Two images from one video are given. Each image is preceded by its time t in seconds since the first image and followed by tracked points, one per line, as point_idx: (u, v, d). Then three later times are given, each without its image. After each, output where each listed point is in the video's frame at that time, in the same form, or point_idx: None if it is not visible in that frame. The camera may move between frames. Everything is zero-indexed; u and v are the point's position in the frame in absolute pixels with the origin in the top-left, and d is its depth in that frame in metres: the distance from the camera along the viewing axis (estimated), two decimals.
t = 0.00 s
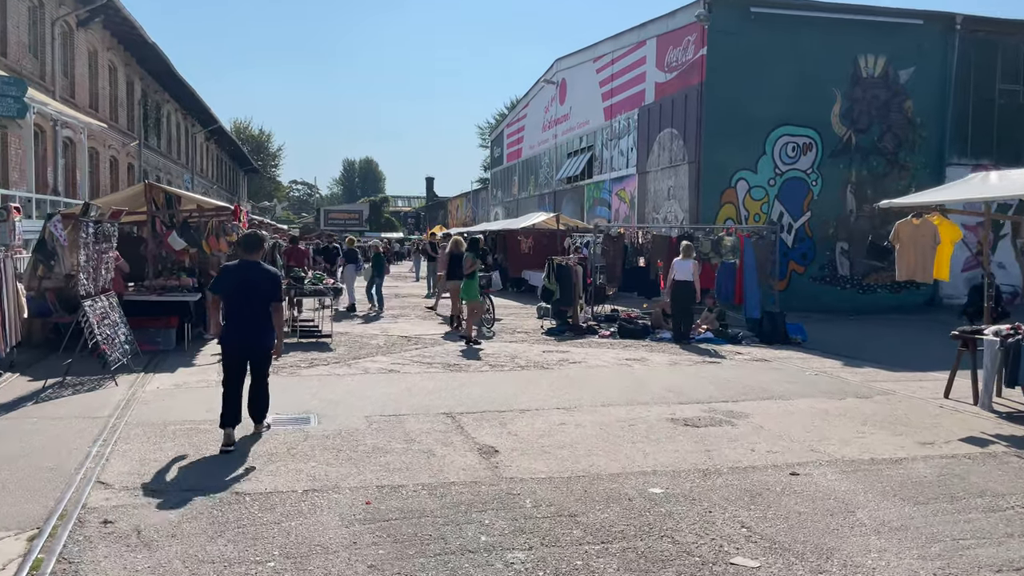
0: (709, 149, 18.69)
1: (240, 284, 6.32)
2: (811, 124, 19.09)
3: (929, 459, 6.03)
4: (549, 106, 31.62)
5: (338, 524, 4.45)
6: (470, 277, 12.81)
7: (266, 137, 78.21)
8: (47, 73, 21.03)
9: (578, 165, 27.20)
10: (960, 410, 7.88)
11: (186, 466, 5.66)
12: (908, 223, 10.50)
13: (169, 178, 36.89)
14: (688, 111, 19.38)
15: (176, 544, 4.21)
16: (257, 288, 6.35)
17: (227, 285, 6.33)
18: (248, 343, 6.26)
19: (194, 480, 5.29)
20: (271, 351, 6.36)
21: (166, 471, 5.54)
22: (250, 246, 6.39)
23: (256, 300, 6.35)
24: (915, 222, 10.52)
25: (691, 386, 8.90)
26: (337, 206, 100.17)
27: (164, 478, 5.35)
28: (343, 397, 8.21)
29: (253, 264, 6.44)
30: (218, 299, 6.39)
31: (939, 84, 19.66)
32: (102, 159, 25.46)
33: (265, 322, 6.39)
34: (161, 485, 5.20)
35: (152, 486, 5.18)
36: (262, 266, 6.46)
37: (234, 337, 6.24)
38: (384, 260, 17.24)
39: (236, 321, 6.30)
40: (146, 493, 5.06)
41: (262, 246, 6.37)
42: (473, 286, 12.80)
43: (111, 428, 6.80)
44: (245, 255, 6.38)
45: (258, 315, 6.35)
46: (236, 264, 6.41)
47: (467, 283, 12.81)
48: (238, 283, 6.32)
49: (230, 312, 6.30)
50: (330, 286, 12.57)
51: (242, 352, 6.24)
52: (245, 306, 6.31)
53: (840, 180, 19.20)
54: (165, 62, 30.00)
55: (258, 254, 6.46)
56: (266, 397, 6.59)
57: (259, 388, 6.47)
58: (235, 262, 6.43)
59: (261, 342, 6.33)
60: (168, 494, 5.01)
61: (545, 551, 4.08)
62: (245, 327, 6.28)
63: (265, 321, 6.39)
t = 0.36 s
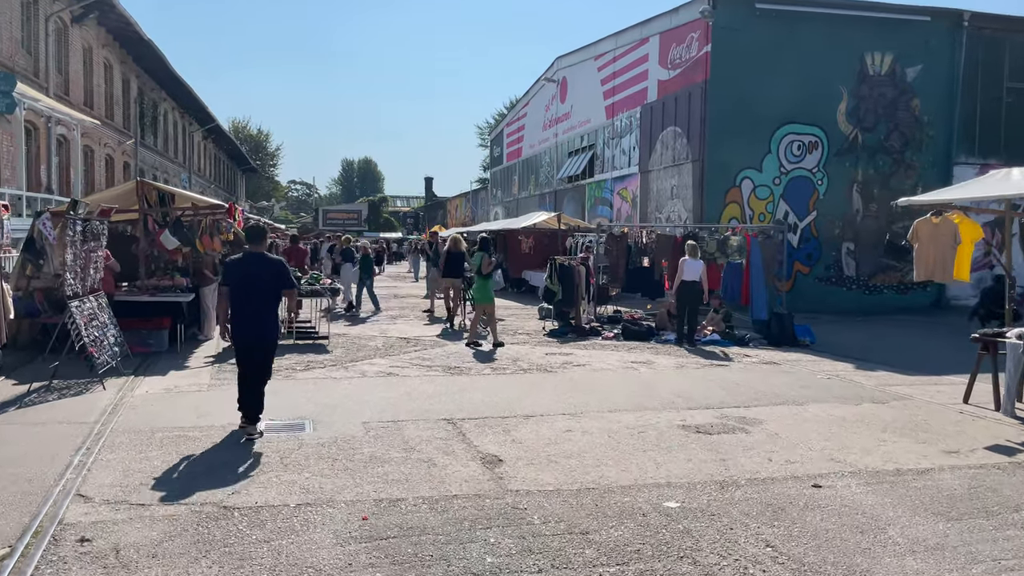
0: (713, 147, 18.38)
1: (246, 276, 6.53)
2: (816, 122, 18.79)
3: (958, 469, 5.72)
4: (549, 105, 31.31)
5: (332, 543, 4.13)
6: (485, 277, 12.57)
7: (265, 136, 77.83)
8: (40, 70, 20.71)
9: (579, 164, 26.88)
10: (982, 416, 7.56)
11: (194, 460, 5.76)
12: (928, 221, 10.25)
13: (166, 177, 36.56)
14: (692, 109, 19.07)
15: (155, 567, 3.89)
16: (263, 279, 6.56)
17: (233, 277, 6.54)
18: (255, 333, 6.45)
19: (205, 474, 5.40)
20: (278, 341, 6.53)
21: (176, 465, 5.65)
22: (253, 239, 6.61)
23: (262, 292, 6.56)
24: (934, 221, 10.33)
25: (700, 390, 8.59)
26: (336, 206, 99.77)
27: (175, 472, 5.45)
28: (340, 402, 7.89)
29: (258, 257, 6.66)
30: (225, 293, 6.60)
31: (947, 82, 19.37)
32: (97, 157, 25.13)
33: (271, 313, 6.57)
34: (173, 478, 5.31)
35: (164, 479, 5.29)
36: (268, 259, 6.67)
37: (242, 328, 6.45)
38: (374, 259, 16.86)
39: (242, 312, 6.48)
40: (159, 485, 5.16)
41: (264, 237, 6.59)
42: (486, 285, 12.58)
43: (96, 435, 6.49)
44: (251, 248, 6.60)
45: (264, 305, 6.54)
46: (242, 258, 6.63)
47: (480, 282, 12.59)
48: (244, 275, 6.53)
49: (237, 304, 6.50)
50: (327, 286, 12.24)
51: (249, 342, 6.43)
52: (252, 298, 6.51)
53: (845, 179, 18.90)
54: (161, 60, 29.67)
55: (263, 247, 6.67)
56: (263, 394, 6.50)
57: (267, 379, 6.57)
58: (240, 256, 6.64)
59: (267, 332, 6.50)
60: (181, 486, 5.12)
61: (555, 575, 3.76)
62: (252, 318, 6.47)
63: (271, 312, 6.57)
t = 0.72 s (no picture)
0: (717, 146, 18.07)
1: (246, 278, 6.56)
2: (822, 121, 18.50)
3: (987, 484, 5.43)
4: (550, 104, 31.01)
5: (324, 569, 3.83)
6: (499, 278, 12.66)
7: (263, 135, 77.54)
8: (33, 67, 20.41)
9: (580, 164, 26.57)
10: (1005, 425, 7.27)
11: (202, 455, 5.99)
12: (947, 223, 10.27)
13: (162, 177, 36.24)
14: (696, 107, 18.77)
15: None
16: (263, 280, 6.59)
17: (234, 280, 6.58)
18: (259, 334, 6.53)
19: (211, 468, 5.61)
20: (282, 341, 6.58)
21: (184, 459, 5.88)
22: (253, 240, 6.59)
23: (262, 293, 6.58)
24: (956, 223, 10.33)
25: (709, 397, 8.29)
26: (334, 205, 99.44)
27: (182, 465, 5.68)
28: (336, 409, 7.59)
29: (257, 258, 6.66)
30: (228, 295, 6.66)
31: (954, 80, 19.09)
32: (92, 156, 24.82)
33: (273, 312, 6.61)
34: (181, 470, 5.56)
35: (171, 471, 5.54)
36: (267, 259, 6.68)
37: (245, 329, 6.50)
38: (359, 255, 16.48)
39: (245, 314, 6.54)
40: (166, 478, 5.38)
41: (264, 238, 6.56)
42: (496, 286, 12.62)
43: (80, 445, 6.18)
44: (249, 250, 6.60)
45: (266, 306, 6.58)
46: (241, 260, 6.65)
47: (493, 283, 12.64)
48: (244, 277, 6.56)
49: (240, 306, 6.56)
50: (323, 287, 11.92)
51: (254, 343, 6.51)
52: (253, 299, 6.56)
53: (851, 179, 18.62)
54: (158, 58, 29.37)
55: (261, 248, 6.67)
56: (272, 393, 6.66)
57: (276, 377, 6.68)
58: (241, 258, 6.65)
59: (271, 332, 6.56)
60: (186, 479, 5.32)
61: None
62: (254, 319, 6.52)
63: (272, 311, 6.61)
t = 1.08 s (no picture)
0: (722, 144, 17.76)
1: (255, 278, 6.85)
2: (828, 118, 18.19)
3: (1021, 498, 5.12)
4: (550, 102, 30.68)
5: None
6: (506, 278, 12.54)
7: (262, 135, 77.17)
8: (26, 64, 20.08)
9: (581, 163, 26.25)
10: None
11: (212, 448, 6.15)
12: (968, 221, 10.68)
13: (159, 176, 35.89)
14: (700, 104, 18.45)
15: None
16: (271, 283, 6.87)
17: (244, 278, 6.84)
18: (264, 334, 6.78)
19: (223, 462, 5.77)
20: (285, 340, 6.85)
21: (191, 454, 5.99)
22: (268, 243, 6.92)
23: (271, 294, 6.87)
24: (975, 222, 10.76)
25: (720, 402, 7.98)
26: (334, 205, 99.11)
27: (194, 460, 5.83)
28: (331, 416, 7.27)
29: (268, 261, 6.96)
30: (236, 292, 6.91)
31: (962, 77, 18.77)
32: (87, 155, 24.48)
33: (279, 313, 6.89)
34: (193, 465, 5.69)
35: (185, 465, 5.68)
36: (277, 262, 6.99)
37: (250, 325, 6.74)
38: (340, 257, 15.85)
39: (251, 313, 6.79)
40: (182, 473, 5.53)
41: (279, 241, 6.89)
42: (504, 288, 12.46)
43: (60, 456, 5.87)
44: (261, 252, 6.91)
45: (273, 306, 6.87)
46: (253, 261, 6.94)
47: (500, 283, 12.53)
48: (254, 277, 6.83)
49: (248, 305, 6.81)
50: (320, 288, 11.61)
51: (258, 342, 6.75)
52: (262, 300, 6.83)
53: (857, 178, 18.32)
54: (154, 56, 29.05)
55: (272, 251, 6.98)
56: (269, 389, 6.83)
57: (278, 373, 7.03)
58: (254, 259, 6.96)
59: (276, 332, 6.85)
60: (200, 474, 5.47)
61: None
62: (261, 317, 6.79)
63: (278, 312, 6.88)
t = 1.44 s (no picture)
0: (724, 144, 17.47)
1: (263, 275, 7.11)
2: (833, 118, 17.92)
3: None
4: (550, 102, 30.38)
5: None
6: (510, 278, 12.23)
7: (259, 135, 76.82)
8: (18, 63, 19.77)
9: (581, 162, 25.98)
10: None
11: (222, 449, 6.22)
12: (989, 225, 12.34)
13: (155, 176, 35.55)
14: (702, 103, 18.17)
15: None
16: (281, 278, 7.13)
17: (253, 276, 7.12)
18: (276, 329, 7.00)
19: (234, 462, 5.85)
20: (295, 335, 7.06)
21: (201, 454, 6.07)
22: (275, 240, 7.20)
23: (282, 289, 7.12)
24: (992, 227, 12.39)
25: (730, 411, 7.71)
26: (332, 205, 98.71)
27: (205, 461, 5.91)
28: (325, 427, 6.97)
29: (277, 256, 7.24)
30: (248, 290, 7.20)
31: (967, 76, 18.53)
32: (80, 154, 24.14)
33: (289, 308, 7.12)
34: (203, 466, 5.76)
35: (195, 467, 5.75)
36: (286, 258, 7.26)
37: (261, 322, 7.01)
38: (321, 261, 15.27)
39: (262, 309, 7.04)
40: (193, 474, 5.60)
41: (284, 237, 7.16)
42: (507, 288, 12.15)
43: (39, 471, 5.57)
44: (271, 248, 7.19)
45: (284, 300, 7.11)
46: (263, 258, 7.22)
47: (503, 282, 12.21)
48: (263, 274, 7.11)
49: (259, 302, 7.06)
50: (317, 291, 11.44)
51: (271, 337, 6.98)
52: (272, 296, 7.08)
53: (862, 178, 18.04)
54: (149, 54, 28.74)
55: (280, 247, 7.27)
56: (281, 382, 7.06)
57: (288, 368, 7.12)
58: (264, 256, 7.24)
59: (284, 327, 7.03)
60: (209, 474, 5.55)
61: None
62: (273, 312, 7.02)
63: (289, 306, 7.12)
